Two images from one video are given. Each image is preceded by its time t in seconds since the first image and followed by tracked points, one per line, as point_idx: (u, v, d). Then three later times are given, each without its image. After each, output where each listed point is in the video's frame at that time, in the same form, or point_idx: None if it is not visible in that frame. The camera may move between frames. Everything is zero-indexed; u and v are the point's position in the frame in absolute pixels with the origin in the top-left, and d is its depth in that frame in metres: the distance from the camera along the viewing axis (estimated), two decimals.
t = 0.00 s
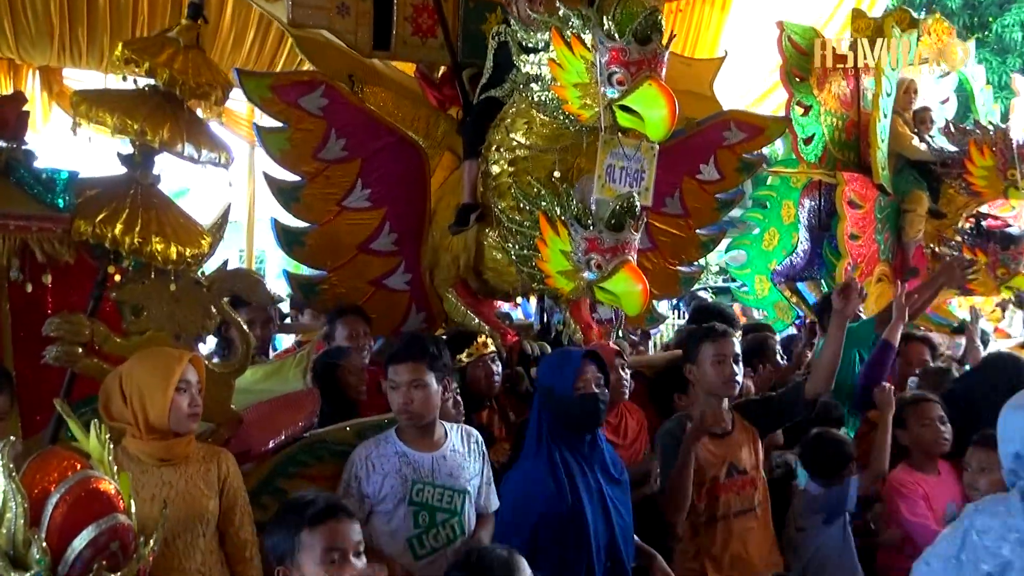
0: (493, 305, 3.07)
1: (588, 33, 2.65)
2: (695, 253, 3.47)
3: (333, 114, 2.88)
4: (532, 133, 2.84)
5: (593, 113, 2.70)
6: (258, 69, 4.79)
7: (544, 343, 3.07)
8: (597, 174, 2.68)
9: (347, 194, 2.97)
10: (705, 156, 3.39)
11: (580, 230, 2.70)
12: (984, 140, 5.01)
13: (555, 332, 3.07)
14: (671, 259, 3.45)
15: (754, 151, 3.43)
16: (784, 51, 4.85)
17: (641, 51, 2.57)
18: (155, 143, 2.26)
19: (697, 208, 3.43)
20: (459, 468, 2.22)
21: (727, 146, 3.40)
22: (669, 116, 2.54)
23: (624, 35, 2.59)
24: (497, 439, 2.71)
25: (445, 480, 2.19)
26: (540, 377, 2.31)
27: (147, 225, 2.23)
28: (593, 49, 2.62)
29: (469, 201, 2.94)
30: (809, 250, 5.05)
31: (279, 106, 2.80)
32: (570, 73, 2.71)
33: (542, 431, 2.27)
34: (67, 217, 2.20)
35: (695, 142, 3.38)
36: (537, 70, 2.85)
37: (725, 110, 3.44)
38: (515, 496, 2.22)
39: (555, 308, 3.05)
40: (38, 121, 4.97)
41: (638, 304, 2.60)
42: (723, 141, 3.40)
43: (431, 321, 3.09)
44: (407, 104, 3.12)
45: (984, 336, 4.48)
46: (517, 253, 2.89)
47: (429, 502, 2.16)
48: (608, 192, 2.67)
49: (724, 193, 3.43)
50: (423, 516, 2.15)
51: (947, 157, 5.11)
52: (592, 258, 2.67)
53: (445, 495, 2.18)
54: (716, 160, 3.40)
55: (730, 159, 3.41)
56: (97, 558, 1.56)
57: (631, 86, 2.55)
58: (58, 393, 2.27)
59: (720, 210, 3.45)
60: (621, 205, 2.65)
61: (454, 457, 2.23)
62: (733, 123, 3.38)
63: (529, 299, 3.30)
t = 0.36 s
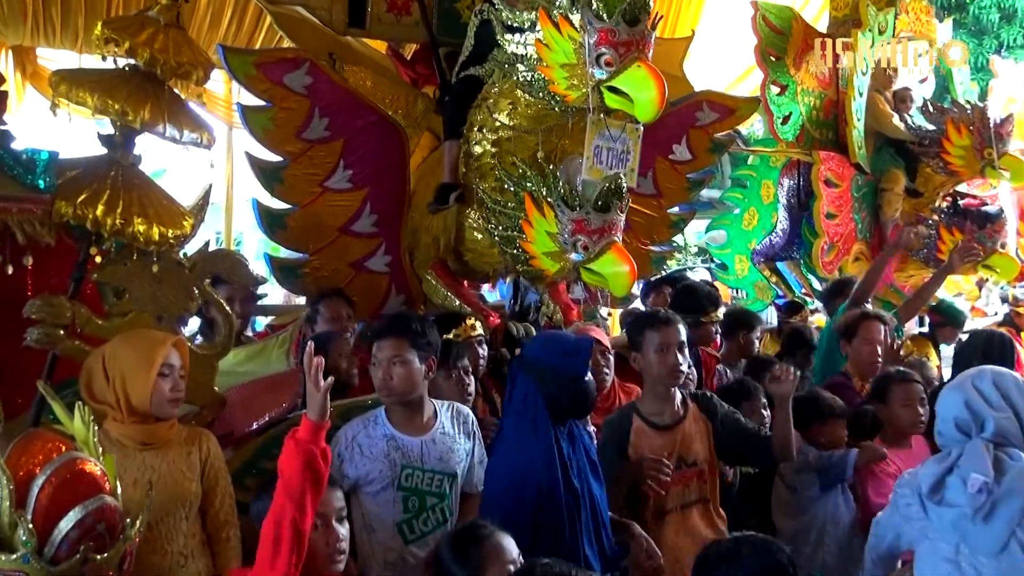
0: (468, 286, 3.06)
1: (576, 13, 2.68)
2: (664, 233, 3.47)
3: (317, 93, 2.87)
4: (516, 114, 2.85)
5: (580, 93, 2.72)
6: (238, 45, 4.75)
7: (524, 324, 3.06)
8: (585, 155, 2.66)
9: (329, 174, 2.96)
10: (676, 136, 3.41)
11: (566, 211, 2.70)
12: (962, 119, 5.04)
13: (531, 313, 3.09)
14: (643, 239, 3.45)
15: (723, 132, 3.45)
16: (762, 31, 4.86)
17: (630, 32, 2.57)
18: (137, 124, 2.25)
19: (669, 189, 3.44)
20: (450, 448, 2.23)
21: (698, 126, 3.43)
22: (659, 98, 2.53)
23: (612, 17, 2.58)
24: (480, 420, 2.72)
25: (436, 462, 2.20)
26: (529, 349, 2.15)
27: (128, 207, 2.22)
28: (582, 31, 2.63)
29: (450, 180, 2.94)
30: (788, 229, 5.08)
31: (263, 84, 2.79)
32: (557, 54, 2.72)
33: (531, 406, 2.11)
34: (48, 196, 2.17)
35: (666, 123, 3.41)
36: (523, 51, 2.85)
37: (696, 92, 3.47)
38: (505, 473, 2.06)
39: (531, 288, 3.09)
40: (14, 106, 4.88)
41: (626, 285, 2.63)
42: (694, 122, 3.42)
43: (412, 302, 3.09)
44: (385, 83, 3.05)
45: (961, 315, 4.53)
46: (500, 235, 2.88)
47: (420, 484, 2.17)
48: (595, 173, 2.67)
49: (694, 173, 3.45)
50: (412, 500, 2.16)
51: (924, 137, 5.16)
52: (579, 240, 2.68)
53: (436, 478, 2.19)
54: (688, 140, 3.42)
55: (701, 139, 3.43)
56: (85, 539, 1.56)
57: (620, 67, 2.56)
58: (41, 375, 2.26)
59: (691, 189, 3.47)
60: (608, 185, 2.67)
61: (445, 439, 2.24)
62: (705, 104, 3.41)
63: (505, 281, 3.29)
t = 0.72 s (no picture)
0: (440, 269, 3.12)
1: None
2: (641, 216, 3.49)
3: (290, 75, 2.84)
4: (492, 96, 2.87)
5: (557, 75, 2.73)
6: (216, 26, 4.73)
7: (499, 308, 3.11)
8: (563, 137, 2.61)
9: (303, 158, 2.95)
10: (652, 118, 3.43)
11: (543, 193, 2.71)
12: (934, 101, 5.10)
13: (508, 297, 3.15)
14: (617, 222, 3.46)
15: (699, 114, 3.47)
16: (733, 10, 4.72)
17: (607, 13, 2.57)
18: (110, 107, 2.23)
19: (644, 170, 3.46)
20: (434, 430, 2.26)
21: (674, 109, 3.44)
22: (636, 79, 2.53)
23: None
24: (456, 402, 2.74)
25: (422, 445, 2.22)
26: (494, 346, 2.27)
27: (105, 191, 2.21)
28: (559, 12, 2.61)
29: (427, 163, 2.96)
30: (762, 211, 5.07)
31: (236, 66, 2.76)
32: (534, 35, 2.72)
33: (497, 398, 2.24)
34: (24, 180, 2.17)
35: (643, 104, 3.42)
36: (498, 32, 2.91)
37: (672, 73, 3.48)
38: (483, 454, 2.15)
39: (505, 273, 3.11)
40: None
41: (602, 268, 2.63)
42: (670, 105, 3.44)
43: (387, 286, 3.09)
44: (360, 65, 3.04)
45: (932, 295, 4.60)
46: (477, 218, 2.91)
47: (406, 467, 2.19)
48: (572, 155, 2.62)
49: (669, 155, 3.47)
50: (397, 482, 2.18)
51: (897, 117, 5.16)
52: (556, 224, 2.69)
53: (421, 460, 2.21)
54: (663, 123, 3.44)
55: (677, 122, 3.45)
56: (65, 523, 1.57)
57: (597, 49, 2.56)
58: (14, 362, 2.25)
59: (667, 172, 3.49)
60: (585, 168, 2.68)
61: (429, 421, 2.26)
62: (681, 86, 3.43)
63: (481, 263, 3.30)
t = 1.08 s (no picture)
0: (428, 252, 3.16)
1: None
2: (625, 198, 3.51)
3: (265, 60, 2.82)
4: (469, 80, 2.83)
5: (532, 58, 2.72)
6: (189, 14, 4.58)
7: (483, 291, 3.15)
8: (539, 119, 2.65)
9: (280, 143, 2.93)
10: (636, 101, 3.42)
11: (520, 177, 2.73)
12: (911, 84, 5.16)
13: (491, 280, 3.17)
14: (602, 205, 3.48)
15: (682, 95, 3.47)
16: None
17: None
18: (87, 91, 2.22)
19: (628, 153, 3.46)
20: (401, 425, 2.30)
21: (658, 90, 3.43)
22: (610, 62, 2.54)
23: None
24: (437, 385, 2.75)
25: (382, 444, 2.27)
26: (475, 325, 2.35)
27: (81, 175, 2.20)
28: None
29: (406, 149, 2.93)
30: (743, 195, 5.03)
31: (209, 52, 2.71)
32: (509, 18, 2.72)
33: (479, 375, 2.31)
34: None
35: (625, 86, 3.41)
36: (473, 16, 2.84)
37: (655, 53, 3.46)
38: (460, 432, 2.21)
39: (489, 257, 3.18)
40: None
41: (580, 251, 2.65)
42: (654, 86, 3.42)
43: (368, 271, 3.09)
44: (337, 50, 3.02)
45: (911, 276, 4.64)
46: (455, 202, 2.92)
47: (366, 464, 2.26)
48: (547, 139, 2.68)
49: (654, 137, 3.47)
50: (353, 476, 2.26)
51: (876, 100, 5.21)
52: (534, 207, 2.70)
53: (380, 456, 2.27)
54: (646, 105, 3.43)
55: (660, 104, 3.44)
56: (46, 509, 1.57)
57: (572, 31, 2.56)
58: None
59: (651, 153, 3.49)
60: (563, 151, 2.69)
61: (391, 418, 2.30)
62: (663, 68, 3.40)
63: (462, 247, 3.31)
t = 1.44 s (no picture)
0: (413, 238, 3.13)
1: None
2: (611, 182, 3.51)
3: (245, 43, 2.78)
4: (452, 63, 2.82)
5: (515, 41, 2.71)
6: None
7: (468, 275, 3.13)
8: (522, 103, 2.65)
9: (262, 127, 2.90)
10: (621, 84, 3.39)
11: (503, 160, 2.72)
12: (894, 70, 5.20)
13: (477, 264, 3.15)
14: (587, 189, 3.49)
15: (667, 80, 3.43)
16: None
17: None
18: (64, 73, 2.19)
19: (614, 138, 3.46)
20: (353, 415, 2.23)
21: (642, 75, 3.39)
22: (593, 44, 2.54)
23: None
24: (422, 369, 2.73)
25: (327, 432, 2.18)
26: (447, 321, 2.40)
27: (60, 159, 2.18)
28: None
29: (389, 133, 2.90)
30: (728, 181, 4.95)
31: (188, 34, 2.68)
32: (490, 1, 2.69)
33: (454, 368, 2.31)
34: None
35: (612, 70, 3.37)
36: None
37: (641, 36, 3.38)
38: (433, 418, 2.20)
39: (475, 241, 3.14)
40: None
41: (564, 234, 2.64)
42: (638, 70, 3.38)
43: (351, 256, 3.07)
44: (321, 33, 2.98)
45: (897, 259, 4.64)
46: (439, 185, 2.90)
47: (313, 448, 2.13)
48: (529, 121, 2.67)
49: (639, 122, 3.45)
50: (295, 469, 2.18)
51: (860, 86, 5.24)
52: (517, 190, 2.69)
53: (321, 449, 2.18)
54: (632, 89, 3.40)
55: (645, 88, 3.41)
56: (26, 498, 1.56)
57: (556, 14, 2.56)
58: None
59: (636, 138, 3.48)
60: (545, 135, 2.68)
61: (333, 413, 2.23)
62: (649, 52, 3.34)
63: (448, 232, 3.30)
